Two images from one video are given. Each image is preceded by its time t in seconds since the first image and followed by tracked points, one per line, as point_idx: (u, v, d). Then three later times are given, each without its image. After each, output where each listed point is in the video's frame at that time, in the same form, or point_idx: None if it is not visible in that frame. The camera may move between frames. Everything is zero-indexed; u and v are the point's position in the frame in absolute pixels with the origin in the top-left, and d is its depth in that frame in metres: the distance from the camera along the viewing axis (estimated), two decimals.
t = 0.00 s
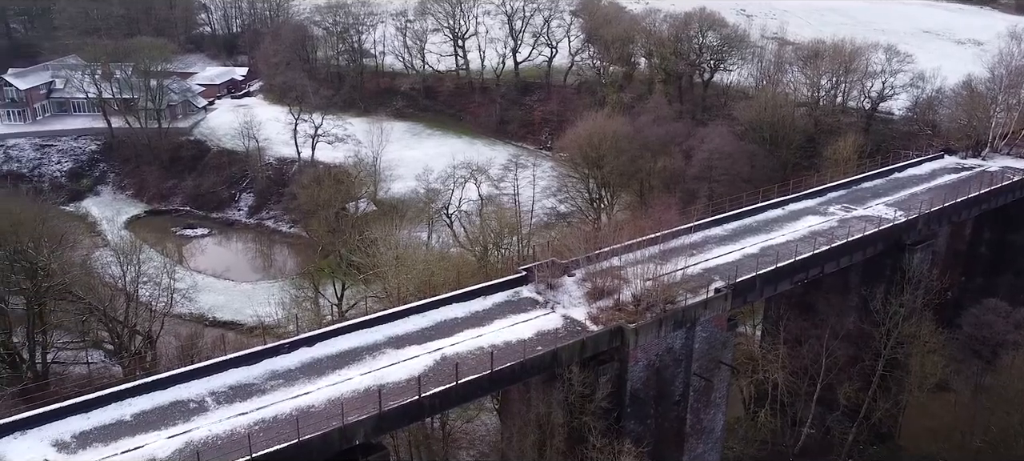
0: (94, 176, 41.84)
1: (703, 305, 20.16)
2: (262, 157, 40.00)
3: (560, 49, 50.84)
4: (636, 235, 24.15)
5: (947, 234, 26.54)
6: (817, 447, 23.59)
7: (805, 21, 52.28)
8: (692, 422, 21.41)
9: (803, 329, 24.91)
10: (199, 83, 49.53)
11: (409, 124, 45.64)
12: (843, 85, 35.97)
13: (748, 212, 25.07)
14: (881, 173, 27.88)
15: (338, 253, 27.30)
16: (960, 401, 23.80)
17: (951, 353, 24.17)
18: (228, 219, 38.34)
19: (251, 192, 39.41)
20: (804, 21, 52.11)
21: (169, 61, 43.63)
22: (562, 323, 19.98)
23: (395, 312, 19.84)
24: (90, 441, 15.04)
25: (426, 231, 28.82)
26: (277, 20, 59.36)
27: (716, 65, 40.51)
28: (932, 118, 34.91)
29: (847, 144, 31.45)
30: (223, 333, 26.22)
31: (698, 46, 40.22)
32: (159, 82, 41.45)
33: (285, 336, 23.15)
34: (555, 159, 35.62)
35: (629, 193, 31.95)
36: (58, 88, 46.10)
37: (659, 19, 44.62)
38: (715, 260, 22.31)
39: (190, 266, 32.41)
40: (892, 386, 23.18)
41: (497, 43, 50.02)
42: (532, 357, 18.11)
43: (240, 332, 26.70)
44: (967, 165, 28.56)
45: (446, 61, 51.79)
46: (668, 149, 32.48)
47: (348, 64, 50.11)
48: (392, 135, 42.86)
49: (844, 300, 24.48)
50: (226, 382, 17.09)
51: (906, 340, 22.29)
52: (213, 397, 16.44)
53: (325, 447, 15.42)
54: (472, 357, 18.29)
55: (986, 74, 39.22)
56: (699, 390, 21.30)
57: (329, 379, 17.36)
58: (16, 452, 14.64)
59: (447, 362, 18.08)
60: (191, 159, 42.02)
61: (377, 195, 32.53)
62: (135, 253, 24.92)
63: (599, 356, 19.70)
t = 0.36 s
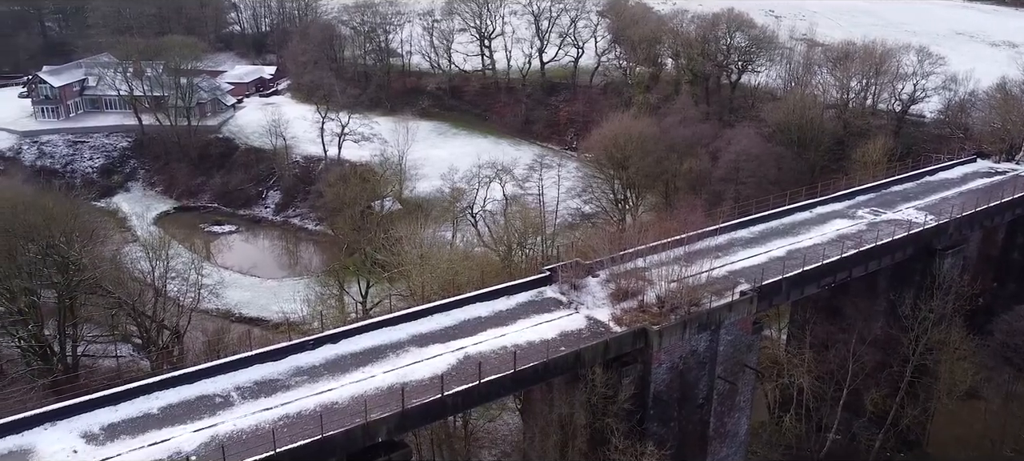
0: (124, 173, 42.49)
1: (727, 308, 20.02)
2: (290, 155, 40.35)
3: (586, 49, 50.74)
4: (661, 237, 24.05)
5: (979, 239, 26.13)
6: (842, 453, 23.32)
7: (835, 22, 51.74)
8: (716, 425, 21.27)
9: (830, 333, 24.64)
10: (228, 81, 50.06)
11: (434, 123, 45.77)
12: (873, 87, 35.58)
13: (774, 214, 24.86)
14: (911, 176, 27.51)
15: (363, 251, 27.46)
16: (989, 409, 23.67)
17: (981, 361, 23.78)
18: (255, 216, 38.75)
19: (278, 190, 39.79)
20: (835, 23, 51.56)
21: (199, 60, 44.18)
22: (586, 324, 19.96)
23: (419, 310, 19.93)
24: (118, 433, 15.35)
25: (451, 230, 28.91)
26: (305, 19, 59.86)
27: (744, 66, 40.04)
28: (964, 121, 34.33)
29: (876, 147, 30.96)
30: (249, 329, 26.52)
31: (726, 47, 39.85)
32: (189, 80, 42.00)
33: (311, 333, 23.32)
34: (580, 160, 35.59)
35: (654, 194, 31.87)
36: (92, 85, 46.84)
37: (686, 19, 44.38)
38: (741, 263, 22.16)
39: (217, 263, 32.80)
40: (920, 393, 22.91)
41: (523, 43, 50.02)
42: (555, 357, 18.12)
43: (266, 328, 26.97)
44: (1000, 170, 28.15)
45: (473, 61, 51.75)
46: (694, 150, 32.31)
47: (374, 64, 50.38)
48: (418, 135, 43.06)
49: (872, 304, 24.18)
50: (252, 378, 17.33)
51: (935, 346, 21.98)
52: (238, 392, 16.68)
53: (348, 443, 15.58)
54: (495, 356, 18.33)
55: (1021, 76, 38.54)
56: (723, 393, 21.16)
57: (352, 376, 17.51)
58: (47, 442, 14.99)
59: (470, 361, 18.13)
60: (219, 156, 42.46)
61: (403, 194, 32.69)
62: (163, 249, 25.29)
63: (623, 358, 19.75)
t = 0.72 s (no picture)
0: (154, 169, 43.08)
1: (753, 311, 19.87)
2: (317, 153, 40.71)
3: (612, 49, 50.59)
4: (687, 238, 23.92)
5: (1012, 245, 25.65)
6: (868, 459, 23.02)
7: (866, 23, 51.17)
8: (740, 429, 21.12)
9: (857, 338, 24.37)
10: (257, 80, 50.60)
11: (461, 123, 45.87)
12: (905, 89, 35.22)
13: (802, 217, 24.62)
14: (943, 180, 27.12)
15: (388, 249, 27.59)
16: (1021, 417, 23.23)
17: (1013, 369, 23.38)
18: (282, 213, 39.09)
19: (304, 187, 40.11)
20: (866, 24, 50.99)
21: (229, 58, 44.68)
22: (609, 325, 19.91)
23: (443, 309, 19.99)
24: (146, 425, 15.61)
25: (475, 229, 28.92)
26: (333, 18, 60.40)
27: (772, 68, 39.80)
28: (998, 124, 33.75)
29: (907, 150, 30.62)
30: (275, 325, 26.81)
31: (754, 48, 39.59)
32: (218, 78, 42.33)
33: (338, 329, 23.48)
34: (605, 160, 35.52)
35: (679, 195, 31.75)
36: (124, 82, 47.56)
37: (714, 20, 44.08)
38: (767, 265, 21.98)
39: (244, 259, 33.18)
40: (949, 400, 22.55)
41: (550, 43, 49.99)
42: (579, 358, 18.10)
43: (292, 325, 27.21)
44: None
45: (499, 61, 51.79)
46: (721, 152, 32.12)
47: (401, 63, 50.57)
48: (444, 134, 43.23)
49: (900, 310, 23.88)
50: (277, 373, 17.53)
51: (965, 353, 21.64)
52: (264, 387, 16.89)
53: (371, 440, 15.70)
54: (519, 355, 18.35)
55: None
56: (748, 397, 20.99)
57: (376, 373, 17.63)
58: (77, 433, 15.29)
59: (493, 360, 18.17)
60: (247, 154, 42.85)
61: (429, 193, 32.86)
62: (192, 244, 25.62)
63: (646, 359, 19.65)
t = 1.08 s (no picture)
0: (184, 166, 43.66)
1: (780, 314, 19.70)
2: (344, 151, 41.04)
3: (640, 50, 50.39)
4: (713, 240, 23.76)
5: None
6: None
7: (898, 24, 50.47)
8: (765, 433, 20.95)
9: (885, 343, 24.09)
10: (285, 78, 51.04)
11: (487, 122, 45.94)
12: (937, 91, 34.88)
13: (830, 220, 24.36)
14: (975, 184, 26.67)
15: (413, 247, 27.68)
16: None
17: None
18: (309, 211, 39.38)
19: (331, 185, 40.39)
20: (898, 25, 50.33)
21: (258, 57, 45.17)
22: (634, 326, 19.85)
23: (467, 308, 20.06)
24: (173, 418, 15.88)
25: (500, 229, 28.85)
26: (362, 17, 60.96)
27: (802, 69, 39.41)
28: None
29: (940, 153, 30.23)
30: (302, 321, 27.06)
31: (783, 49, 39.36)
32: (249, 76, 43.02)
33: (365, 325, 23.61)
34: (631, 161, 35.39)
35: (706, 197, 31.58)
36: (155, 80, 48.39)
37: (743, 21, 43.67)
38: (795, 268, 21.78)
39: (271, 256, 33.54)
40: (980, 408, 22.18)
41: (577, 44, 49.81)
42: (603, 358, 18.05)
43: (317, 321, 27.41)
44: None
45: (526, 61, 51.59)
46: (749, 154, 31.90)
47: (429, 62, 50.53)
48: (470, 133, 43.35)
49: (930, 315, 23.55)
50: (302, 369, 17.71)
51: (997, 360, 21.27)
52: (289, 382, 17.07)
53: (394, 437, 15.81)
54: (542, 355, 18.36)
55: None
56: (774, 401, 20.81)
57: (401, 370, 17.74)
58: (107, 425, 15.59)
59: (517, 359, 18.19)
60: (276, 151, 43.13)
61: (455, 192, 32.99)
62: (220, 240, 25.92)
63: (671, 362, 19.56)
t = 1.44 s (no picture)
0: (214, 163, 44.24)
1: (807, 318, 19.50)
2: (371, 150, 41.24)
3: (669, 50, 50.13)
4: (740, 243, 23.58)
5: None
6: None
7: (932, 26, 49.71)
8: (790, 438, 20.76)
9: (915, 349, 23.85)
10: (314, 77, 51.35)
11: (514, 122, 45.96)
12: (972, 94, 34.03)
13: (860, 224, 24.08)
14: (1009, 189, 26.24)
15: (439, 246, 27.76)
16: None
17: None
18: (336, 209, 39.73)
19: (358, 183, 40.68)
20: (932, 27, 49.60)
21: (288, 56, 45.57)
22: (659, 328, 19.76)
23: (492, 307, 20.11)
24: (201, 412, 16.11)
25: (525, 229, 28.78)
26: (391, 16, 61.30)
27: (832, 70, 39.01)
28: None
29: (975, 157, 29.74)
30: (327, 318, 27.30)
31: (814, 50, 38.92)
32: (278, 74, 43.43)
33: (392, 323, 23.75)
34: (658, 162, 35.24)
35: (733, 199, 31.37)
36: (187, 78, 48.98)
37: (773, 21, 43.27)
38: (823, 272, 21.55)
39: (299, 253, 33.87)
40: (1013, 417, 21.75)
41: (605, 44, 49.62)
42: (628, 360, 18.00)
43: (343, 319, 27.60)
44: None
45: (554, 61, 51.64)
46: (777, 156, 31.63)
47: (456, 62, 50.74)
48: (497, 133, 43.42)
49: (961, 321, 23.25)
50: (327, 366, 17.89)
51: None
52: (314, 378, 17.25)
53: (418, 434, 15.90)
54: (567, 356, 18.35)
55: None
56: (801, 406, 20.60)
57: (425, 368, 17.84)
58: (136, 418, 15.87)
59: (541, 359, 18.20)
60: (304, 149, 43.60)
61: (481, 191, 33.10)
62: (249, 237, 26.22)
63: (696, 364, 19.51)
